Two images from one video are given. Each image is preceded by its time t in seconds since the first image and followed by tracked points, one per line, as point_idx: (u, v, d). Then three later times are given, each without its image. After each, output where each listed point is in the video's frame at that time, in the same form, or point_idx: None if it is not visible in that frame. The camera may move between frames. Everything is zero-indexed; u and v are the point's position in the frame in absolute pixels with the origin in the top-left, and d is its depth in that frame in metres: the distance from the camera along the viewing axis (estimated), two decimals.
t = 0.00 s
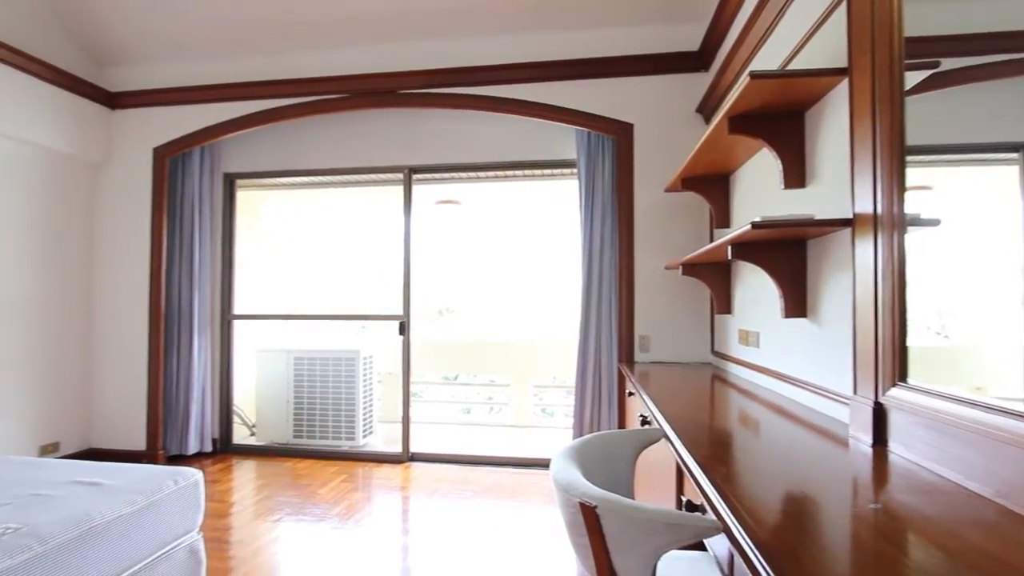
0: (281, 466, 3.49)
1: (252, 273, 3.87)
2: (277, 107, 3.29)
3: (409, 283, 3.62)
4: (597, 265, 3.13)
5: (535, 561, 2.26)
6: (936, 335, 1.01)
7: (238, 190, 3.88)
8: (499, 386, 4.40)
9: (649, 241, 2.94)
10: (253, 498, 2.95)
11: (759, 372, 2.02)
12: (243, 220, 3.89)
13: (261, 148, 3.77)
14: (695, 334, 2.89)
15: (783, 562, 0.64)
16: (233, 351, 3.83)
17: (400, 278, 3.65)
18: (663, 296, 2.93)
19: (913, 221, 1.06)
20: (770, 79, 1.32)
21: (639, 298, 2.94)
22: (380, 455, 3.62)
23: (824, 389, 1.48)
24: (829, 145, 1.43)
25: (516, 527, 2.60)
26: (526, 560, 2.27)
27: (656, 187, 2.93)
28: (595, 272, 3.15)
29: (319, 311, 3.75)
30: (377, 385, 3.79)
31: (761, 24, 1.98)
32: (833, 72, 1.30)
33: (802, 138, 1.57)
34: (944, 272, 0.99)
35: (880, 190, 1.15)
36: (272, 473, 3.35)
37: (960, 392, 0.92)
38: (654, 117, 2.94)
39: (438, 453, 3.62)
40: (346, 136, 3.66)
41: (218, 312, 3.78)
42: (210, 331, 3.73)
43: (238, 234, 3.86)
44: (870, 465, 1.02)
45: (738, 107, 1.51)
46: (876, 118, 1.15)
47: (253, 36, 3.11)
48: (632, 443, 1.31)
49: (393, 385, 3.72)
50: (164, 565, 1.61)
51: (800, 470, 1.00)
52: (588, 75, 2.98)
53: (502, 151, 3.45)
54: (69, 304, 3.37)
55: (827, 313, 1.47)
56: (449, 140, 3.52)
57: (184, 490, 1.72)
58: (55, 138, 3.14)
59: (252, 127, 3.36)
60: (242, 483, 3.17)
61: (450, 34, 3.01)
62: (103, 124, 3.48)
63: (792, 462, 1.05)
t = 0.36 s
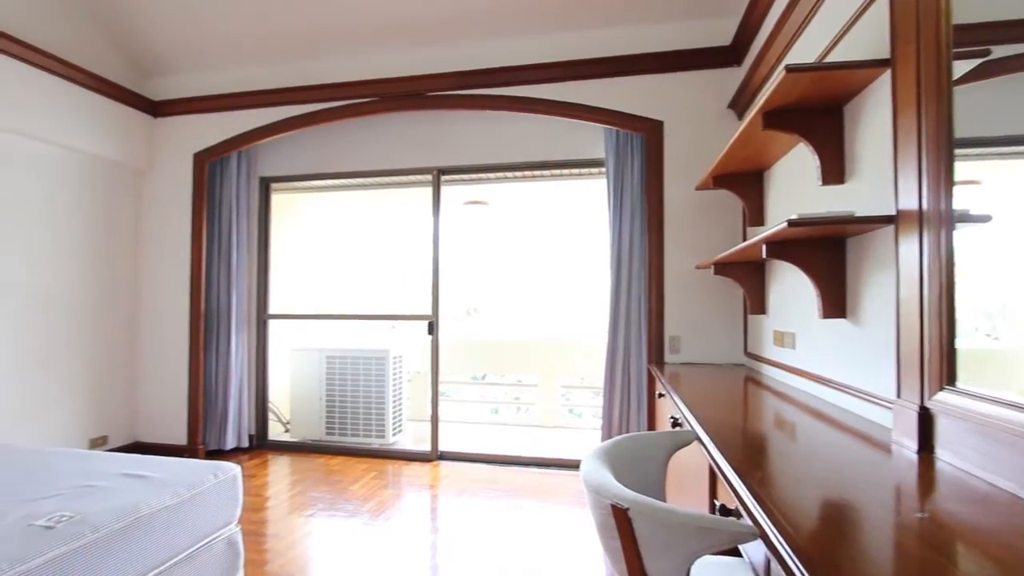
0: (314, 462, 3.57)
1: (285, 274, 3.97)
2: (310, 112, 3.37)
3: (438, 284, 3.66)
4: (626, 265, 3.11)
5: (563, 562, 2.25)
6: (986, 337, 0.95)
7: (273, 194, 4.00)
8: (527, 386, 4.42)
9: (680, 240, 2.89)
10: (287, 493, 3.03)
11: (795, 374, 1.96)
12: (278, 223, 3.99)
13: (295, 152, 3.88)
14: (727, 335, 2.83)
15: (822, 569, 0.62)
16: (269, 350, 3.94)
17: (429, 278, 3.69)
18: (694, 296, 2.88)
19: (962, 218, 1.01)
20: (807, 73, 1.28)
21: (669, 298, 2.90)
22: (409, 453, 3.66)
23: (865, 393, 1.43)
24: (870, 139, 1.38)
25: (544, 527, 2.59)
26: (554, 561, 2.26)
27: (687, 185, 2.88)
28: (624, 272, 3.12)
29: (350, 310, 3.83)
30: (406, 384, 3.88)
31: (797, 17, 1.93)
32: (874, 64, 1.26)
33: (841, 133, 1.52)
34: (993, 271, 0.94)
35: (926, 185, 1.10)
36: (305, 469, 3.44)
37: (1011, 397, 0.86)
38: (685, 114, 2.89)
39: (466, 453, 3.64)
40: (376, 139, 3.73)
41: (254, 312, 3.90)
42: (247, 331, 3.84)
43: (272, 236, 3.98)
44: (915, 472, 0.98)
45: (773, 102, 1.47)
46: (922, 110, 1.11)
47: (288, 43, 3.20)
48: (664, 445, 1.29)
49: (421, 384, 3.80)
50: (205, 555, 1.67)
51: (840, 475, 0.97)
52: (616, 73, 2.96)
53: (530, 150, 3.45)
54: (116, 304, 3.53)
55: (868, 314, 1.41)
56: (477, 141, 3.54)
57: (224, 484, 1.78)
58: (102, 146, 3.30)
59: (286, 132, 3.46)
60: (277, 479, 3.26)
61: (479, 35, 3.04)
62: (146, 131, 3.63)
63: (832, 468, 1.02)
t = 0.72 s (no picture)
0: (347, 459, 3.65)
1: (319, 274, 4.06)
2: (343, 116, 3.44)
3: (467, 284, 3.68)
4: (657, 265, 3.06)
5: (594, 563, 2.24)
6: None
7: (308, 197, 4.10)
8: (557, 386, 4.40)
9: (713, 239, 2.83)
10: (321, 488, 3.10)
11: (836, 377, 1.90)
12: (312, 225, 4.10)
13: (329, 156, 3.97)
14: (763, 336, 2.76)
15: None
16: (304, 349, 4.05)
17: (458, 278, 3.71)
18: (728, 296, 2.81)
19: (1019, 213, 0.95)
20: (849, 65, 1.23)
21: (702, 299, 2.84)
22: (440, 452, 3.70)
23: (912, 397, 1.36)
24: (917, 132, 1.32)
25: (574, 529, 2.57)
26: (584, 562, 2.25)
27: (720, 183, 2.82)
28: (656, 271, 3.08)
29: (382, 310, 3.89)
30: (436, 383, 3.98)
31: (837, 7, 1.86)
32: (922, 53, 1.20)
33: (885, 126, 1.46)
34: None
35: (980, 179, 1.04)
36: (338, 465, 3.51)
37: None
38: (719, 110, 2.83)
39: (495, 452, 3.65)
40: (408, 141, 3.79)
41: (291, 311, 4.01)
42: (283, 330, 3.95)
43: (308, 238, 4.08)
44: (968, 481, 0.92)
45: (813, 96, 1.43)
46: (975, 99, 1.05)
47: (323, 48, 3.29)
48: (698, 447, 1.27)
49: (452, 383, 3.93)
50: (245, 546, 1.73)
51: (887, 483, 0.93)
52: (647, 70, 2.92)
53: (559, 150, 3.44)
54: (162, 303, 3.68)
55: (915, 314, 1.35)
56: (506, 142, 3.55)
57: (263, 478, 1.84)
58: (149, 152, 3.45)
59: (320, 136, 3.54)
60: (312, 474, 3.34)
61: (508, 35, 3.06)
62: (189, 138, 3.78)
63: (877, 474, 0.98)
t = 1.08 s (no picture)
0: (382, 456, 3.72)
1: (355, 275, 4.15)
2: (377, 120, 3.52)
3: (499, 284, 3.70)
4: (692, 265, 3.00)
5: (627, 566, 2.22)
6: None
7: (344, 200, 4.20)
8: (588, 387, 4.38)
9: (751, 237, 2.75)
10: (357, 484, 3.17)
11: (882, 380, 1.82)
12: (348, 227, 4.19)
13: (364, 159, 4.06)
14: (803, 337, 2.67)
15: None
16: (340, 348, 4.15)
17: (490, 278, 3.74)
18: (767, 297, 2.73)
19: None
20: (898, 55, 1.18)
21: (740, 299, 2.77)
22: (472, 451, 3.72)
23: (967, 402, 1.29)
24: (973, 123, 1.25)
25: (607, 531, 2.55)
26: (617, 564, 2.23)
27: (758, 180, 2.74)
28: (691, 271, 3.02)
29: (415, 310, 3.94)
30: (469, 383, 4.03)
31: None
32: (979, 40, 1.14)
33: (938, 117, 1.39)
34: None
35: None
36: (373, 463, 3.58)
37: None
38: (758, 104, 2.75)
39: (527, 452, 3.66)
40: (441, 143, 3.84)
41: (328, 312, 4.11)
42: (321, 330, 4.06)
43: (344, 239, 4.18)
44: None
45: (858, 88, 1.37)
46: None
47: (359, 54, 3.37)
48: (736, 451, 1.24)
49: (484, 383, 3.94)
50: (285, 540, 1.78)
51: (940, 491, 0.89)
52: (682, 66, 2.86)
53: (592, 149, 3.42)
54: (207, 304, 3.84)
55: (971, 315, 1.28)
56: (538, 142, 3.55)
57: (302, 473, 1.89)
58: (195, 159, 3.60)
59: (355, 140, 3.62)
60: (348, 471, 3.41)
61: (540, 35, 3.06)
62: (233, 144, 3.93)
63: (929, 482, 0.93)
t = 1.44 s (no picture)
0: (419, 454, 3.78)
1: (393, 276, 4.23)
2: (415, 124, 3.58)
3: (535, 284, 3.70)
4: (733, 264, 2.92)
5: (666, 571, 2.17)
6: None
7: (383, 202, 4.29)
8: (624, 388, 4.34)
9: (796, 235, 2.66)
10: (396, 481, 3.23)
11: (940, 385, 1.73)
12: (387, 229, 4.28)
13: (402, 162, 4.14)
14: (852, 339, 2.56)
15: None
16: (379, 347, 4.24)
17: (526, 279, 3.74)
18: (813, 296, 2.63)
19: None
20: (958, 41, 1.12)
21: (784, 299, 2.67)
22: (508, 451, 3.73)
23: None
24: None
25: (645, 535, 2.51)
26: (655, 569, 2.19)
27: (804, 175, 2.65)
28: (731, 271, 2.94)
29: (452, 310, 3.99)
30: (504, 383, 3.98)
31: None
32: None
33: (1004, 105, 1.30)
34: None
35: None
36: (411, 460, 3.64)
37: None
38: (803, 97, 2.65)
39: (563, 453, 3.64)
40: (477, 144, 3.88)
41: (367, 312, 4.21)
42: (361, 329, 4.16)
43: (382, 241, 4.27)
44: None
45: (912, 78, 1.31)
46: None
47: (397, 59, 3.45)
48: (780, 455, 1.20)
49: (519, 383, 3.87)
50: (328, 533, 1.83)
51: (1007, 503, 0.83)
52: (722, 60, 2.79)
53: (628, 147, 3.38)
54: (253, 304, 3.99)
55: None
56: (574, 141, 3.54)
57: (344, 469, 1.94)
58: (243, 165, 3.76)
59: (393, 144, 3.70)
60: (386, 468, 3.48)
61: (576, 34, 3.05)
62: (278, 150, 4.08)
63: (994, 492, 0.88)
